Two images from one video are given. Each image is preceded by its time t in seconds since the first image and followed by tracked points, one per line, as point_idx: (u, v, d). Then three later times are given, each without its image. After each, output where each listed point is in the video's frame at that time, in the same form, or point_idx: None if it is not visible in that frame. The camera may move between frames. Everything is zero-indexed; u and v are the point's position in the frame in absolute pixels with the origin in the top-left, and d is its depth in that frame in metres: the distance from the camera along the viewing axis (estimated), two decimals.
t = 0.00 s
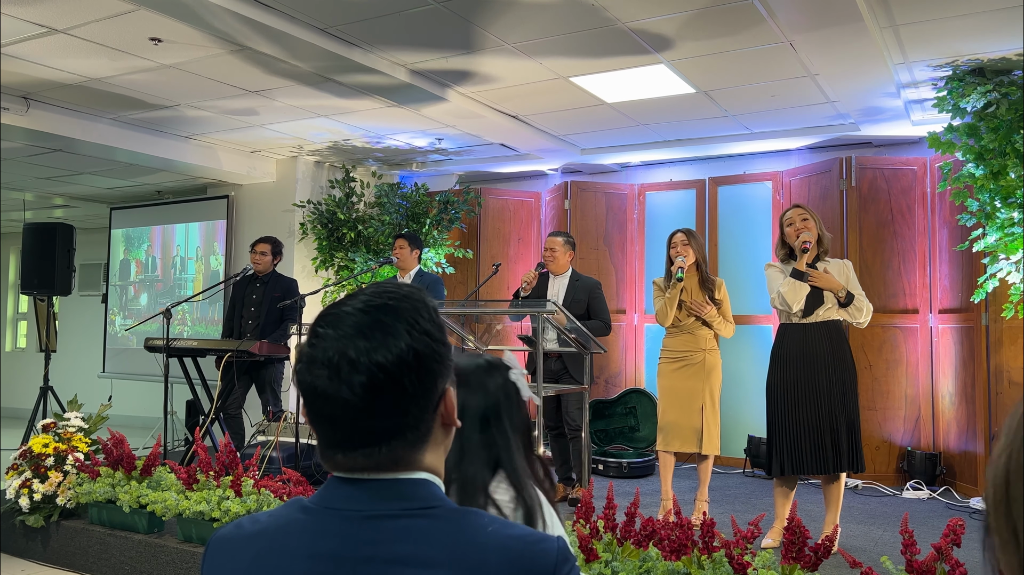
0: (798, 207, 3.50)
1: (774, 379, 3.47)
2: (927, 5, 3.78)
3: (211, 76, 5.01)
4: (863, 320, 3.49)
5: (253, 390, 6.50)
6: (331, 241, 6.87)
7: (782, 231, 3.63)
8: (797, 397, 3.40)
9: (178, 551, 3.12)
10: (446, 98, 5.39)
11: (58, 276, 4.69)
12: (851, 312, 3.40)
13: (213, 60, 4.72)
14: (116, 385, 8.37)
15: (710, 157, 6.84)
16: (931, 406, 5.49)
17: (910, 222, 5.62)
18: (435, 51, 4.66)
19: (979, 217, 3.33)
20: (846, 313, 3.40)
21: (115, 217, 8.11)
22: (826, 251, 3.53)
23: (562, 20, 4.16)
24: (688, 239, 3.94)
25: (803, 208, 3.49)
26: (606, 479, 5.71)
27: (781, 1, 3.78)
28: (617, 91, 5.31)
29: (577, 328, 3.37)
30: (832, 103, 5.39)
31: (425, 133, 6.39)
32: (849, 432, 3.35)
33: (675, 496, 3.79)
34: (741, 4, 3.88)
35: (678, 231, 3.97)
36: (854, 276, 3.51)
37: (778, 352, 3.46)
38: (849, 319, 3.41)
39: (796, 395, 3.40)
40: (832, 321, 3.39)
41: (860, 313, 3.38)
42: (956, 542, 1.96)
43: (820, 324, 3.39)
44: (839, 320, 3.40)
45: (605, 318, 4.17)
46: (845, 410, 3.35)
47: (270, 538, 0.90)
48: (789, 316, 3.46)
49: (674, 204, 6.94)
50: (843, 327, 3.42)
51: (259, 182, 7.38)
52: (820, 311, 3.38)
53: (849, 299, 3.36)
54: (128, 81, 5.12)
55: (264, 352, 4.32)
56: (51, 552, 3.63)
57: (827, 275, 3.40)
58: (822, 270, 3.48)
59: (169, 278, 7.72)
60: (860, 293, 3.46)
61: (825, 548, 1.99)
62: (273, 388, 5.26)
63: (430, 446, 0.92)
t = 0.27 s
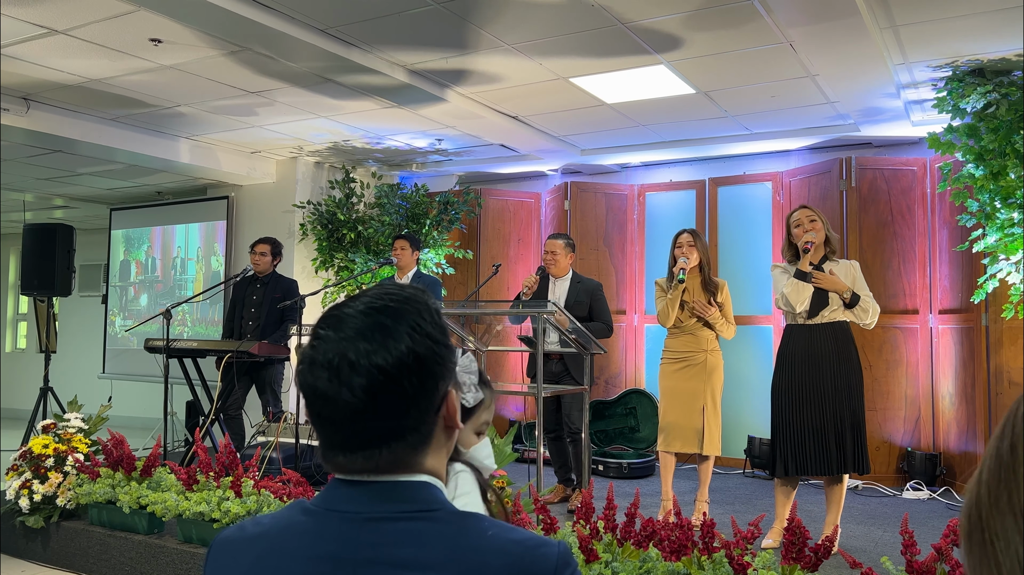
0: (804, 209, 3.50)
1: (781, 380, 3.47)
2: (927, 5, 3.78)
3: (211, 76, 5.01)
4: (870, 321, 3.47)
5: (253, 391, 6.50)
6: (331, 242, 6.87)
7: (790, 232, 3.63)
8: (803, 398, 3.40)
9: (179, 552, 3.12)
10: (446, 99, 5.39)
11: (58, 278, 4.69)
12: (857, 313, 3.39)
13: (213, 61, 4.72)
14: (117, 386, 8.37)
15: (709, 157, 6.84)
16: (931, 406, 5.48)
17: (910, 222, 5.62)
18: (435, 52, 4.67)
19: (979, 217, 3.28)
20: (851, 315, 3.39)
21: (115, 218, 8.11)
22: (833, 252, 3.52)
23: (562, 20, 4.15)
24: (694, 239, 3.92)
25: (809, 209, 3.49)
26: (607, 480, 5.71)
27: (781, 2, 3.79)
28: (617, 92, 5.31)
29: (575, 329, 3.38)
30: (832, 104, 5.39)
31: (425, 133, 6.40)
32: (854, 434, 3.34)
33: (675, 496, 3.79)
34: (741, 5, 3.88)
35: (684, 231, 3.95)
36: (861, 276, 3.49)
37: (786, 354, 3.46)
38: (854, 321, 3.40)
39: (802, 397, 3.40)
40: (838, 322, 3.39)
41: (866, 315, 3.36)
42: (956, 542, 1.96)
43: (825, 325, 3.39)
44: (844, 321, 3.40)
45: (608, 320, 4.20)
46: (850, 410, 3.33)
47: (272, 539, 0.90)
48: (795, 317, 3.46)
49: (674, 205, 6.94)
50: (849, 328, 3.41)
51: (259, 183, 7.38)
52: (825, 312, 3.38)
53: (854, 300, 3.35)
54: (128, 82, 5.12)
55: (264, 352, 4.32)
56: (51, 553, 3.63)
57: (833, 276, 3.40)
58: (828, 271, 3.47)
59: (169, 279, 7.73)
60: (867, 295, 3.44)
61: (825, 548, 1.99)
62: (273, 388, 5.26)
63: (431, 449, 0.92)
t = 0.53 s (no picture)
0: (809, 210, 3.49)
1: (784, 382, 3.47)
2: (927, 5, 3.78)
3: (211, 77, 5.02)
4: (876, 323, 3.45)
5: (253, 392, 6.50)
6: (331, 242, 6.87)
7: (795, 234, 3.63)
8: (805, 398, 3.40)
9: (179, 552, 3.12)
10: (446, 99, 5.39)
11: (58, 279, 4.69)
12: (861, 315, 3.36)
13: (213, 61, 4.73)
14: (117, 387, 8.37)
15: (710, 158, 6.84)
16: (931, 406, 5.48)
17: (910, 222, 5.62)
18: (434, 52, 4.67)
19: (979, 217, 3.33)
20: (855, 317, 3.37)
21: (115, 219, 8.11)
22: (837, 253, 3.51)
23: (562, 21, 4.16)
24: (699, 241, 3.94)
25: (813, 210, 3.48)
26: (607, 481, 5.71)
27: (782, 3, 3.79)
28: (617, 92, 5.31)
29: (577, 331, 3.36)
30: (832, 105, 5.39)
31: (425, 134, 6.40)
32: (858, 437, 3.33)
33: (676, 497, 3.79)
34: (741, 5, 3.88)
35: (689, 232, 3.97)
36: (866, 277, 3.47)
37: (792, 356, 3.45)
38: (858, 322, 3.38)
39: (806, 398, 3.40)
40: (841, 323, 3.38)
41: (870, 317, 3.34)
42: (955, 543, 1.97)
43: (829, 326, 3.39)
44: (848, 322, 3.39)
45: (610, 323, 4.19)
46: (851, 410, 3.34)
47: (267, 543, 0.90)
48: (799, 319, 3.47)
49: (674, 206, 6.94)
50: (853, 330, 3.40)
51: (259, 184, 7.38)
52: (827, 313, 3.39)
53: (857, 302, 3.34)
54: (128, 83, 5.12)
55: (264, 353, 4.32)
56: (51, 554, 3.62)
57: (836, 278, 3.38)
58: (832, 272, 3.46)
59: (169, 280, 7.72)
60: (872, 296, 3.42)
61: (825, 549, 1.99)
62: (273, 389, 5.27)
63: (427, 450, 0.92)
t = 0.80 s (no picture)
0: (814, 210, 3.50)
1: (784, 381, 3.48)
2: (927, 6, 3.78)
3: (211, 78, 5.02)
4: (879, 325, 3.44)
5: (253, 393, 6.50)
6: (331, 243, 6.87)
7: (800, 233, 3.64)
8: (805, 398, 3.41)
9: (179, 552, 3.11)
10: (447, 100, 5.39)
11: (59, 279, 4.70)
12: (862, 316, 3.36)
13: (213, 62, 4.72)
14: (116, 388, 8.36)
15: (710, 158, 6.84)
16: (931, 407, 5.48)
17: (910, 223, 5.62)
18: (435, 53, 4.67)
19: (980, 217, 3.35)
20: (857, 318, 3.37)
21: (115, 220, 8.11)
22: (842, 254, 3.52)
23: (563, 21, 4.16)
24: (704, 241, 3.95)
25: (819, 211, 3.49)
26: (607, 481, 5.70)
27: (782, 3, 3.79)
28: (617, 93, 5.31)
29: (578, 331, 3.34)
30: (833, 105, 5.39)
31: (425, 135, 6.39)
32: (859, 438, 3.33)
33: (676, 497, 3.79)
34: (741, 6, 3.88)
35: (694, 232, 3.98)
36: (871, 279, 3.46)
37: (794, 355, 3.45)
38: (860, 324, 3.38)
39: (807, 398, 3.40)
40: (842, 324, 3.39)
41: (871, 319, 3.34)
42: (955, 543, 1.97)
43: (830, 326, 3.40)
44: (850, 323, 3.39)
45: (613, 323, 4.19)
46: (851, 409, 3.34)
47: (270, 540, 0.90)
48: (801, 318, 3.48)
49: (674, 206, 6.94)
50: (855, 331, 3.40)
51: (260, 184, 7.39)
52: (826, 314, 3.40)
53: (859, 304, 3.34)
54: (128, 83, 5.12)
55: (264, 353, 4.31)
56: (52, 554, 3.62)
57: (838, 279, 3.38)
58: (835, 273, 3.47)
59: (169, 280, 7.70)
60: (875, 298, 3.41)
61: (826, 549, 1.99)
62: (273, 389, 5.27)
63: (428, 447, 0.92)
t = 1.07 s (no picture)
0: (817, 210, 3.49)
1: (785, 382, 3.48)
2: (927, 5, 3.78)
3: (212, 78, 5.02)
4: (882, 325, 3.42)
5: (254, 393, 6.51)
6: (332, 243, 6.88)
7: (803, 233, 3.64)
8: (805, 398, 3.41)
9: (180, 553, 3.11)
10: (447, 100, 5.40)
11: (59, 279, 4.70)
12: (864, 317, 3.35)
13: (213, 62, 4.73)
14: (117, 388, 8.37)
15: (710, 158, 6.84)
16: (932, 407, 5.48)
17: (911, 223, 5.62)
18: (435, 53, 4.67)
19: (980, 217, 3.37)
20: (858, 319, 3.37)
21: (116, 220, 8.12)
22: (845, 255, 3.51)
23: (563, 21, 4.16)
24: (707, 240, 3.94)
25: (822, 211, 3.48)
26: (608, 482, 5.70)
27: (782, 4, 3.79)
28: (618, 93, 5.31)
29: (578, 332, 3.30)
30: (833, 105, 5.39)
31: (426, 135, 6.40)
32: (859, 438, 3.33)
33: (677, 497, 3.79)
34: (741, 6, 3.88)
35: (697, 231, 3.97)
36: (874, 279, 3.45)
37: (794, 356, 3.45)
38: (861, 324, 3.37)
39: (808, 399, 3.40)
40: (843, 325, 3.39)
41: (871, 319, 3.33)
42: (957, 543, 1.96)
43: (830, 326, 3.40)
44: (851, 324, 3.38)
45: (617, 323, 4.18)
46: (850, 409, 3.34)
47: (286, 528, 0.95)
48: (802, 317, 3.49)
49: (674, 206, 6.94)
50: (857, 331, 3.39)
51: (260, 185, 7.39)
52: (826, 315, 3.41)
53: (859, 304, 3.33)
54: (129, 84, 5.13)
55: (264, 353, 4.31)
56: (52, 554, 3.62)
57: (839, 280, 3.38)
58: (837, 273, 3.47)
59: (170, 280, 7.48)
60: (877, 298, 3.40)
61: (826, 550, 1.99)
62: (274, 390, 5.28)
63: (441, 445, 0.95)
